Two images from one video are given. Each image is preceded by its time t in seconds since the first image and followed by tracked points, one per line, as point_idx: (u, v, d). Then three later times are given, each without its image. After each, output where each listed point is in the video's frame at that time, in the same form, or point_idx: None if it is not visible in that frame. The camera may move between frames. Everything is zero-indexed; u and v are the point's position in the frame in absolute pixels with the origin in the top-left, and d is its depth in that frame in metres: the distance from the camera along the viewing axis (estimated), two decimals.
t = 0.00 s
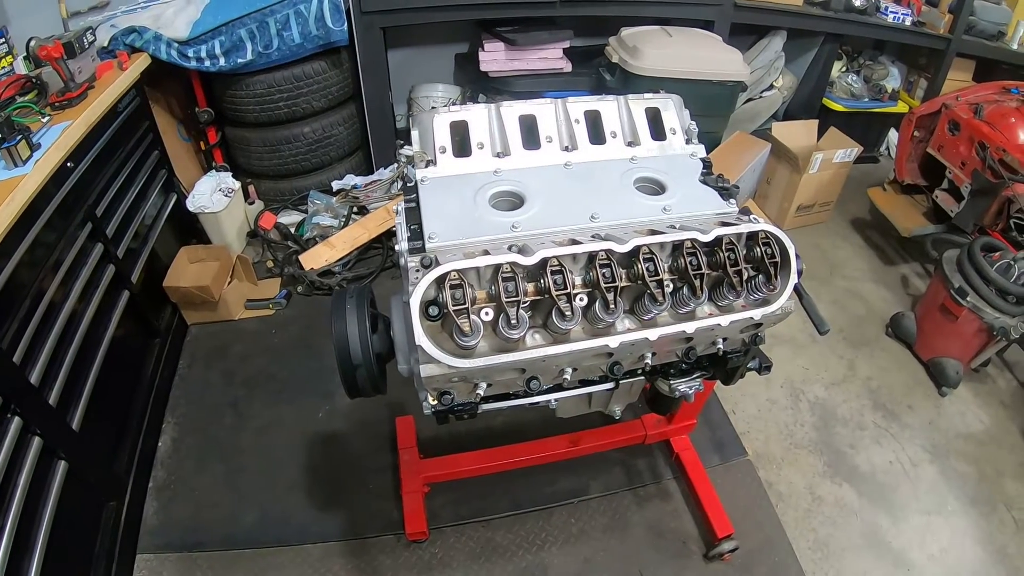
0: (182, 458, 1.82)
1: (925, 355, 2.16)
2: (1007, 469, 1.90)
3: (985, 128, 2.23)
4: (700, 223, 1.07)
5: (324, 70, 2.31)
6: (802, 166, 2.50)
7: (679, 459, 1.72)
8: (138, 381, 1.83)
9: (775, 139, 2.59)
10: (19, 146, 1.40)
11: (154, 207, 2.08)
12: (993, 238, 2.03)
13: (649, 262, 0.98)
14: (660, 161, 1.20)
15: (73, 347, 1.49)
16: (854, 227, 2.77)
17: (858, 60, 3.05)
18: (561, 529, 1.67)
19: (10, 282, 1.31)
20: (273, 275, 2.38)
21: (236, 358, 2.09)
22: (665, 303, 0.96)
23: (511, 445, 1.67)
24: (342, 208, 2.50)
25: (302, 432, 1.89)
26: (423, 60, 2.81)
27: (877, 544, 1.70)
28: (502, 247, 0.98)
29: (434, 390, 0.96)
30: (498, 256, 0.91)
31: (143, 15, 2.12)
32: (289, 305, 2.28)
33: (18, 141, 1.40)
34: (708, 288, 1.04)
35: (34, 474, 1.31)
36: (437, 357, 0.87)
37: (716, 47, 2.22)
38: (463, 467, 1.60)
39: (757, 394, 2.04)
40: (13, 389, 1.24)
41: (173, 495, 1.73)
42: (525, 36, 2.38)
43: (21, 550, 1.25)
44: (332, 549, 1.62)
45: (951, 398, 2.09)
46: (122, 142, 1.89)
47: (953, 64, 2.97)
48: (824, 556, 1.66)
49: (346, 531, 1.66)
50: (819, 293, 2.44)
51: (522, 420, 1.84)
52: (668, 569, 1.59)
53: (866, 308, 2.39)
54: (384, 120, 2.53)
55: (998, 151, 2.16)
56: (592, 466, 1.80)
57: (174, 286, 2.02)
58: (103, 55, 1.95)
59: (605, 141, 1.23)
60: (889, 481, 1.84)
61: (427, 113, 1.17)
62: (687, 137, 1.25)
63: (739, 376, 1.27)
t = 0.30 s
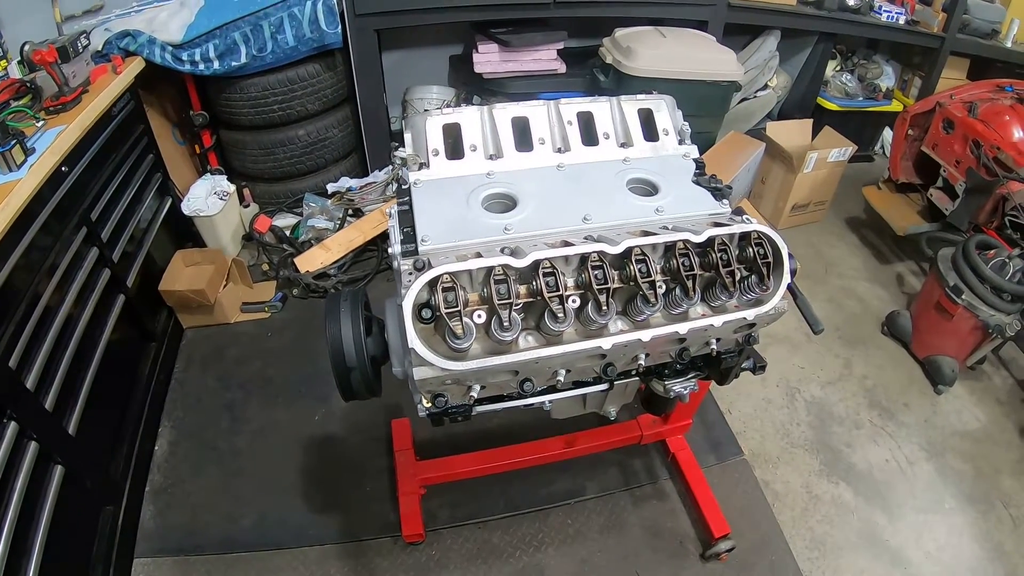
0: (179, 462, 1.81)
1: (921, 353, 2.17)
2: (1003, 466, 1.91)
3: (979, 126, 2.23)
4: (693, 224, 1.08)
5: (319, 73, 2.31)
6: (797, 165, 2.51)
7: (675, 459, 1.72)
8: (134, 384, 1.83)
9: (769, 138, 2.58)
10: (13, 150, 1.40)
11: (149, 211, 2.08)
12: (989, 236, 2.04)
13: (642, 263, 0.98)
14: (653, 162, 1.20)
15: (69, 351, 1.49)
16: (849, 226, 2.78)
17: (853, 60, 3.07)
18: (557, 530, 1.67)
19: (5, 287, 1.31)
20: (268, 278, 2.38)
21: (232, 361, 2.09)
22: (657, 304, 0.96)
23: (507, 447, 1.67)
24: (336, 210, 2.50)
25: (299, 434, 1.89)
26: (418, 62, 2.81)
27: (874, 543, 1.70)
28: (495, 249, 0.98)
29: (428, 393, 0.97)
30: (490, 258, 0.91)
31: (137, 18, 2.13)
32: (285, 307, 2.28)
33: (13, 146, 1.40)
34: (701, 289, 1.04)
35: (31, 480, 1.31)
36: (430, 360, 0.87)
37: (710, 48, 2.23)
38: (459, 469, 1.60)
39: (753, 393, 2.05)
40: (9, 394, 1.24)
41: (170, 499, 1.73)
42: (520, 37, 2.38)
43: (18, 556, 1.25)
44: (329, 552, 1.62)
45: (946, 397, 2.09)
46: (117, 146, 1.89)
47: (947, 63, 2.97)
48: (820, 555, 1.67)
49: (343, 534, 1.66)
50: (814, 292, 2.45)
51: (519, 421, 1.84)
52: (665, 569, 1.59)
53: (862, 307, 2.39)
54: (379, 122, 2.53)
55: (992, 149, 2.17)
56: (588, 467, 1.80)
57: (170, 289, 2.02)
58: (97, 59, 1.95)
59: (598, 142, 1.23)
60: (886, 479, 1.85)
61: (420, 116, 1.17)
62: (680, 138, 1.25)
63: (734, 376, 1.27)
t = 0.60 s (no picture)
0: (181, 467, 1.81)
1: (923, 351, 2.16)
2: (1006, 464, 1.91)
3: (979, 124, 2.24)
4: (697, 224, 1.07)
5: (319, 76, 2.31)
6: (797, 164, 2.51)
7: (679, 459, 1.72)
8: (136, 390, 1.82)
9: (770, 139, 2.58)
10: (15, 155, 1.40)
11: (149, 216, 2.08)
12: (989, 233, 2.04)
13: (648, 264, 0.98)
14: (656, 162, 1.20)
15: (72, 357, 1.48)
16: (849, 225, 2.78)
17: (851, 59, 3.07)
18: (562, 532, 1.66)
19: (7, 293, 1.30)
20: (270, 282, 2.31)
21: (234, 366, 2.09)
22: (664, 304, 0.96)
23: (512, 449, 1.66)
24: (338, 214, 2.49)
25: (301, 438, 1.88)
26: (417, 64, 2.81)
27: (878, 541, 1.70)
28: (501, 251, 0.98)
29: (434, 395, 0.96)
30: (497, 260, 0.91)
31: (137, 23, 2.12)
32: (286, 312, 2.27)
33: (14, 151, 1.40)
34: (707, 289, 1.04)
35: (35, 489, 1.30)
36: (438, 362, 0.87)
37: (709, 48, 2.23)
38: (464, 471, 1.60)
39: (756, 393, 2.05)
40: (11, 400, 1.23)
41: (173, 505, 1.72)
42: (519, 40, 2.39)
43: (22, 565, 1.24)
44: (333, 556, 1.61)
45: (949, 395, 2.09)
46: (117, 151, 1.89)
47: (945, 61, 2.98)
48: (825, 554, 1.66)
49: (347, 537, 1.65)
50: (816, 291, 2.45)
51: (522, 424, 1.84)
52: (669, 570, 1.59)
53: (864, 306, 2.39)
54: (379, 125, 2.53)
55: (991, 147, 2.17)
56: (592, 469, 1.80)
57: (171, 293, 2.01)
58: (98, 63, 1.95)
59: (601, 143, 1.23)
60: (889, 477, 1.85)
61: (424, 118, 1.17)
62: (683, 138, 1.25)
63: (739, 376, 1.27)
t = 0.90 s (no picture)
0: (185, 470, 1.81)
1: (924, 354, 2.17)
2: (1008, 465, 1.91)
3: (980, 127, 2.24)
4: (700, 228, 1.08)
5: (321, 80, 2.32)
6: (799, 167, 2.52)
7: (682, 462, 1.73)
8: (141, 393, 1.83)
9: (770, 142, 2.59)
10: (19, 159, 1.41)
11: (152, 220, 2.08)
12: (990, 235, 2.05)
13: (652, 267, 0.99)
14: (659, 167, 1.21)
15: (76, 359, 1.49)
16: (850, 228, 2.79)
17: (852, 62, 3.08)
18: (564, 534, 1.67)
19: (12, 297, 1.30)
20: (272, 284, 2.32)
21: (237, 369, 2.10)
22: (668, 307, 0.96)
23: (515, 451, 1.67)
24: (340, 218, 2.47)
25: (305, 441, 1.89)
26: (420, 68, 2.83)
27: (881, 543, 1.71)
28: (506, 255, 0.99)
29: (441, 398, 0.97)
30: (503, 264, 0.91)
31: (140, 27, 2.14)
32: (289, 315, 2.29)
33: (18, 154, 1.42)
34: (710, 292, 1.05)
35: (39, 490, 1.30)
36: (445, 365, 0.88)
37: (710, 52, 2.25)
38: (467, 474, 1.60)
39: (757, 395, 2.05)
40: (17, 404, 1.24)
41: (177, 508, 1.73)
42: (522, 44, 2.40)
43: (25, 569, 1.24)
44: (337, 558, 1.62)
45: (950, 396, 2.10)
46: (120, 155, 1.89)
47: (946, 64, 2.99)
48: (827, 556, 1.67)
49: (351, 540, 1.66)
50: (817, 294, 2.46)
51: (525, 426, 1.84)
52: (672, 572, 1.60)
53: (865, 309, 2.40)
54: (382, 129, 2.54)
55: (992, 149, 2.18)
56: (595, 471, 1.80)
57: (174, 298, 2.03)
58: (102, 68, 1.99)
59: (604, 148, 1.24)
60: (891, 479, 1.85)
61: (428, 123, 1.18)
62: (685, 142, 1.26)
63: (741, 378, 1.28)
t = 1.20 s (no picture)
0: (186, 472, 1.82)
1: (924, 355, 2.18)
2: (1008, 466, 1.91)
3: (978, 129, 2.25)
4: (700, 230, 1.09)
5: (322, 84, 2.33)
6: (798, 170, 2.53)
7: (682, 464, 1.73)
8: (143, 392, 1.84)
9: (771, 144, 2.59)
10: (21, 161, 1.42)
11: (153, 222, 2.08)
12: (989, 237, 2.06)
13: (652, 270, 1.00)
14: (659, 169, 1.22)
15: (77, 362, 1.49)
16: (849, 230, 2.80)
17: (851, 65, 3.09)
18: (565, 536, 1.67)
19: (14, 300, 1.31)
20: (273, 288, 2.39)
21: (239, 371, 2.10)
22: (668, 309, 0.97)
23: (516, 453, 1.67)
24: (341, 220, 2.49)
25: (306, 443, 1.89)
26: (420, 71, 2.84)
27: (881, 544, 1.71)
28: (507, 258, 1.00)
29: (442, 399, 0.98)
30: (504, 266, 0.92)
31: (141, 30, 2.14)
32: (290, 318, 2.27)
33: (20, 157, 1.42)
34: (709, 294, 1.05)
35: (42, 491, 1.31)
36: (446, 366, 0.88)
37: (710, 55, 2.26)
38: (468, 475, 1.61)
39: (758, 397, 2.06)
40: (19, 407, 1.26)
41: (178, 509, 1.73)
42: (522, 47, 2.41)
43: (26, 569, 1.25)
44: (337, 560, 1.62)
45: (950, 398, 2.10)
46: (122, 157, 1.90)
47: (945, 66, 2.99)
48: (827, 557, 1.67)
49: (352, 541, 1.66)
50: (817, 296, 2.46)
51: (526, 428, 1.85)
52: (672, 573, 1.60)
53: (864, 311, 2.40)
54: (383, 132, 2.55)
55: (991, 152, 2.19)
56: (596, 473, 1.81)
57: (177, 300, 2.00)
58: (102, 70, 1.99)
59: (604, 150, 1.25)
60: (891, 481, 1.85)
61: (430, 126, 1.18)
62: (685, 145, 1.27)
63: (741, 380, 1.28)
